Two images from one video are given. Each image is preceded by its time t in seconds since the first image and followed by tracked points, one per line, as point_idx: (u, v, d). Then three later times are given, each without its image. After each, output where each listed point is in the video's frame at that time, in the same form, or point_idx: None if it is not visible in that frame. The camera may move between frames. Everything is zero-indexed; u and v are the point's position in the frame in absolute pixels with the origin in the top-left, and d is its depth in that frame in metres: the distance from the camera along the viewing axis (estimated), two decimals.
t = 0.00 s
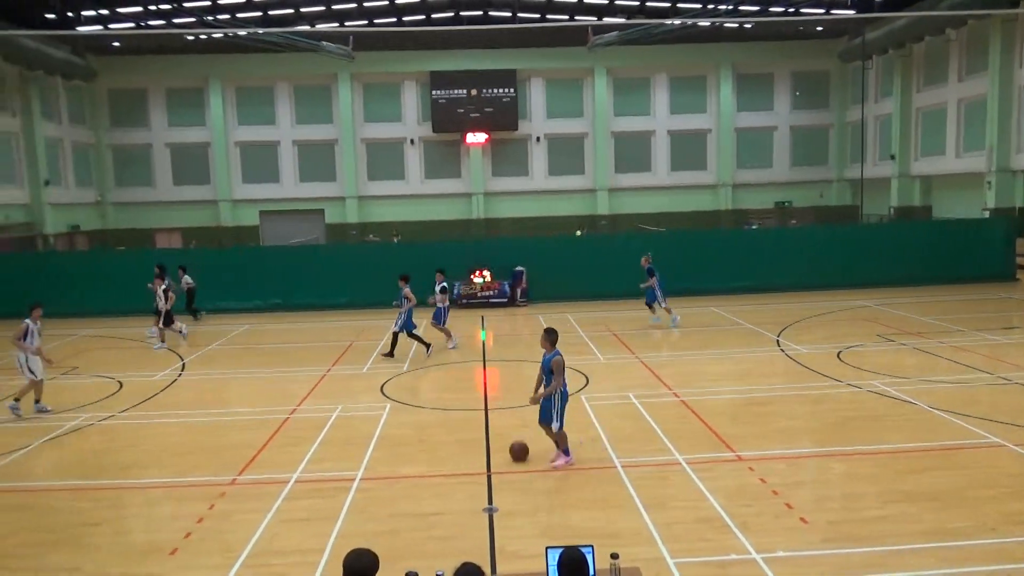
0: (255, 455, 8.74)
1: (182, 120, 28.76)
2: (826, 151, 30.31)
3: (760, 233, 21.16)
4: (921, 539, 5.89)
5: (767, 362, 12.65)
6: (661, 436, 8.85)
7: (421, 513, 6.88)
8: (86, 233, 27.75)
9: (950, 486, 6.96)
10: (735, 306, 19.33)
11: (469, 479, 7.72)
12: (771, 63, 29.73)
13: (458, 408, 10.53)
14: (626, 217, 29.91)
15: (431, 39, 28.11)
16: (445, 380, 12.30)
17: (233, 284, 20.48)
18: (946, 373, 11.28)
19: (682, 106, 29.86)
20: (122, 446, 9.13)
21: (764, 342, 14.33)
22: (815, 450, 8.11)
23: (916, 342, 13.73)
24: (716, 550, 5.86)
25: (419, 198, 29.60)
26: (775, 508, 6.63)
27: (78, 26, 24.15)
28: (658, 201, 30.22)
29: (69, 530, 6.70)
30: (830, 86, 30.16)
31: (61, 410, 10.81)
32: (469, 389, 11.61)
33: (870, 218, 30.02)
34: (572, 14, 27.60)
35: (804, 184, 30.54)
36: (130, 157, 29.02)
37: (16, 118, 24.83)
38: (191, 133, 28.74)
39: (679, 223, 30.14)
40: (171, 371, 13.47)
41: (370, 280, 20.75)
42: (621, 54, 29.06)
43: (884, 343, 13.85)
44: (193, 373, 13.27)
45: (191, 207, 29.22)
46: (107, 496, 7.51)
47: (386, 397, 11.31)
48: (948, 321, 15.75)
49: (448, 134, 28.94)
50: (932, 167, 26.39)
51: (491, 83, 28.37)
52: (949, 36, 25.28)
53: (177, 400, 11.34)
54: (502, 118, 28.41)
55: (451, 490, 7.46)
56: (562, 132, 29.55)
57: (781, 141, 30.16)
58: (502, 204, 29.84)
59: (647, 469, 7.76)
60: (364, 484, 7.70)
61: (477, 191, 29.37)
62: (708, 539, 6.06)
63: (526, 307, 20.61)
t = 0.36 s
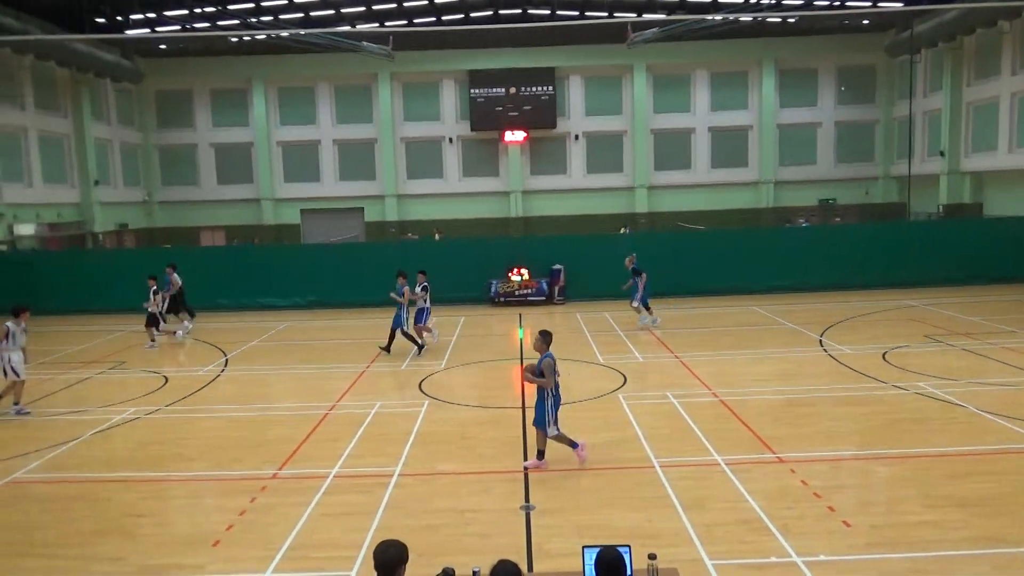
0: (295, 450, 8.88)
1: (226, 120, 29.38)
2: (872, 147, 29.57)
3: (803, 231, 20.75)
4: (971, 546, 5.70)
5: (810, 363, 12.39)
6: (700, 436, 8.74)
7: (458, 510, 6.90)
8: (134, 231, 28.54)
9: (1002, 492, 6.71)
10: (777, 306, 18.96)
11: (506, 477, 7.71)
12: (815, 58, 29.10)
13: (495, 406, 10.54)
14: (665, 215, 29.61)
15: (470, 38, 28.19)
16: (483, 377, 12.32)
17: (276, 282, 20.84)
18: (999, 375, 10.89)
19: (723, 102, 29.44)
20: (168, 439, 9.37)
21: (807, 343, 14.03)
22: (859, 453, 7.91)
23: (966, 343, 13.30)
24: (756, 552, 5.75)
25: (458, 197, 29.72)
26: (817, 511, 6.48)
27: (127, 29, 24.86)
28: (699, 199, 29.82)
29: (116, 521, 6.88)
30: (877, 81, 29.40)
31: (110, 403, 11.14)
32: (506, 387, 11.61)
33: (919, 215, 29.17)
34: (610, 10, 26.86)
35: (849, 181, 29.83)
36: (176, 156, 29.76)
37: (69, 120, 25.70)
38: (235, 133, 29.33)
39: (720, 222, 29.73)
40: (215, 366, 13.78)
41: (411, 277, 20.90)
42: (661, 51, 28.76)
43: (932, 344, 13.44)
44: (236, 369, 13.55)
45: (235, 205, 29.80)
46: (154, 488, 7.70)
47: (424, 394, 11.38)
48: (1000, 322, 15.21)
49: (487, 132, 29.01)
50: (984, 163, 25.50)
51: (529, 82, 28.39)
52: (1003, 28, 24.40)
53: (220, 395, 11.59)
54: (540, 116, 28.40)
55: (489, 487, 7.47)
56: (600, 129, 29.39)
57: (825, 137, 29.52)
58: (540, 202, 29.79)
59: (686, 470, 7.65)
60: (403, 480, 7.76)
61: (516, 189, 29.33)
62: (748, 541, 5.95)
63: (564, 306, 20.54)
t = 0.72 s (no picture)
0: (335, 445, 8.99)
1: (268, 120, 29.88)
2: (920, 142, 28.73)
3: (847, 229, 20.27)
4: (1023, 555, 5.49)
5: (854, 364, 12.09)
6: (740, 437, 8.59)
7: (495, 507, 6.90)
8: (179, 230, 29.21)
9: None
10: (820, 305, 18.55)
11: (544, 475, 7.69)
12: (861, 52, 28.40)
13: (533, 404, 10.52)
14: (706, 214, 29.24)
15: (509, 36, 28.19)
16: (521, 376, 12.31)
17: (317, 280, 21.17)
18: None
19: (766, 99, 28.91)
20: (212, 433, 9.57)
21: (852, 343, 13.69)
22: (906, 456, 7.68)
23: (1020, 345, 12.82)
24: (797, 556, 5.63)
25: (496, 195, 29.77)
26: (860, 515, 6.31)
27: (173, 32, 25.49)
28: (740, 196, 29.37)
29: (162, 512, 7.05)
30: (926, 75, 28.54)
31: (157, 397, 11.43)
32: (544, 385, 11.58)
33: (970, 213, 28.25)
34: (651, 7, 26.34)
35: (896, 178, 29.05)
36: (221, 156, 30.41)
37: (118, 121, 26.42)
38: (278, 133, 29.82)
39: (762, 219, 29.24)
40: (257, 362, 14.04)
41: (449, 275, 21.01)
42: (701, 47, 28.38)
43: (984, 345, 12.99)
44: (277, 365, 13.79)
45: (277, 204, 30.30)
46: (198, 481, 7.87)
47: (461, 391, 11.42)
48: None
49: (525, 130, 29.00)
50: None
51: (568, 80, 28.28)
52: None
53: (264, 391, 11.81)
54: (579, 114, 28.27)
55: (526, 485, 7.45)
56: (639, 127, 29.14)
57: (871, 133, 28.79)
58: (578, 200, 29.66)
59: (726, 471, 7.53)
60: (440, 476, 7.79)
61: (554, 187, 29.26)
62: (789, 544, 5.84)
63: (602, 304, 20.41)
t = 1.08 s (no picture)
0: (374, 441, 9.08)
1: (309, 120, 30.29)
2: (972, 137, 27.80)
3: (893, 226, 19.74)
4: None
5: (900, 364, 11.77)
6: (781, 438, 8.42)
7: (532, 505, 6.89)
8: (223, 228, 29.86)
9: None
10: (864, 305, 18.11)
11: (581, 474, 7.66)
12: (910, 45, 27.60)
13: (570, 403, 10.48)
14: (747, 211, 28.80)
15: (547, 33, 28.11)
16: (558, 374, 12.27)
17: (356, 277, 21.41)
18: None
19: (810, 94, 28.30)
20: (254, 427, 9.76)
21: (898, 343, 13.33)
22: (954, 460, 7.45)
23: None
24: (839, 560, 5.51)
25: (534, 193, 29.72)
26: (906, 520, 6.14)
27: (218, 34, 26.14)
28: (783, 194, 28.83)
29: (206, 504, 7.21)
30: (978, 68, 27.59)
31: (201, 392, 11.70)
32: (582, 384, 11.53)
33: None
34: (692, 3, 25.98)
35: (946, 174, 28.18)
36: (263, 156, 30.95)
37: (164, 122, 27.09)
38: (319, 132, 30.22)
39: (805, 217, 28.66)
40: (298, 358, 14.26)
41: (487, 273, 21.07)
42: (743, 42, 27.91)
43: None
44: (317, 361, 13.99)
45: (317, 202, 30.73)
46: (240, 474, 8.03)
47: (498, 389, 11.44)
48: None
49: (563, 128, 28.89)
50: None
51: (607, 77, 28.07)
52: None
53: (304, 386, 11.99)
54: (618, 112, 28.06)
55: (563, 483, 7.43)
56: (679, 124, 28.79)
57: (920, 128, 27.97)
58: (617, 198, 29.44)
59: (766, 472, 7.40)
60: (477, 474, 7.81)
61: (592, 185, 29.10)
62: (830, 548, 5.71)
63: (640, 303, 20.25)
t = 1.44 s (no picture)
0: (411, 438, 9.15)
1: (350, 120, 30.66)
2: None
3: (943, 224, 19.16)
4: None
5: (949, 366, 11.41)
6: (824, 440, 8.24)
7: (569, 504, 6.86)
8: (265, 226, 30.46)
9: None
10: (911, 305, 17.62)
11: (619, 473, 7.60)
12: (962, 37, 26.73)
13: (607, 402, 10.41)
14: (789, 209, 28.28)
15: (586, 31, 27.98)
16: (595, 373, 12.20)
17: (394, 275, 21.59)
18: None
19: (855, 89, 27.64)
20: (294, 423, 9.92)
21: (947, 345, 12.94)
22: (1005, 466, 7.19)
23: None
24: (883, 566, 5.36)
25: (572, 191, 29.61)
26: (953, 525, 5.95)
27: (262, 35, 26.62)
28: (827, 192, 28.22)
29: (247, 498, 7.35)
30: None
31: (243, 387, 11.96)
32: (619, 383, 11.44)
33: None
34: None
35: (999, 171, 27.25)
36: (305, 155, 31.44)
37: (209, 122, 27.72)
38: (359, 132, 30.57)
39: (850, 215, 28.05)
40: (337, 355, 14.44)
41: (524, 272, 21.06)
42: (787, 37, 27.38)
43: None
44: (356, 358, 14.17)
45: (357, 201, 31.11)
46: (280, 469, 8.17)
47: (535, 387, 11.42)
48: None
49: (603, 126, 28.71)
50: None
51: (646, 74, 27.81)
52: None
53: (343, 383, 12.14)
54: (657, 109, 27.79)
55: (600, 482, 7.38)
56: (720, 120, 28.39)
57: (971, 123, 27.07)
58: (656, 196, 29.15)
59: (808, 474, 7.25)
60: (513, 471, 7.82)
61: (631, 183, 28.86)
62: (874, 553, 5.56)
63: (679, 301, 20.04)
